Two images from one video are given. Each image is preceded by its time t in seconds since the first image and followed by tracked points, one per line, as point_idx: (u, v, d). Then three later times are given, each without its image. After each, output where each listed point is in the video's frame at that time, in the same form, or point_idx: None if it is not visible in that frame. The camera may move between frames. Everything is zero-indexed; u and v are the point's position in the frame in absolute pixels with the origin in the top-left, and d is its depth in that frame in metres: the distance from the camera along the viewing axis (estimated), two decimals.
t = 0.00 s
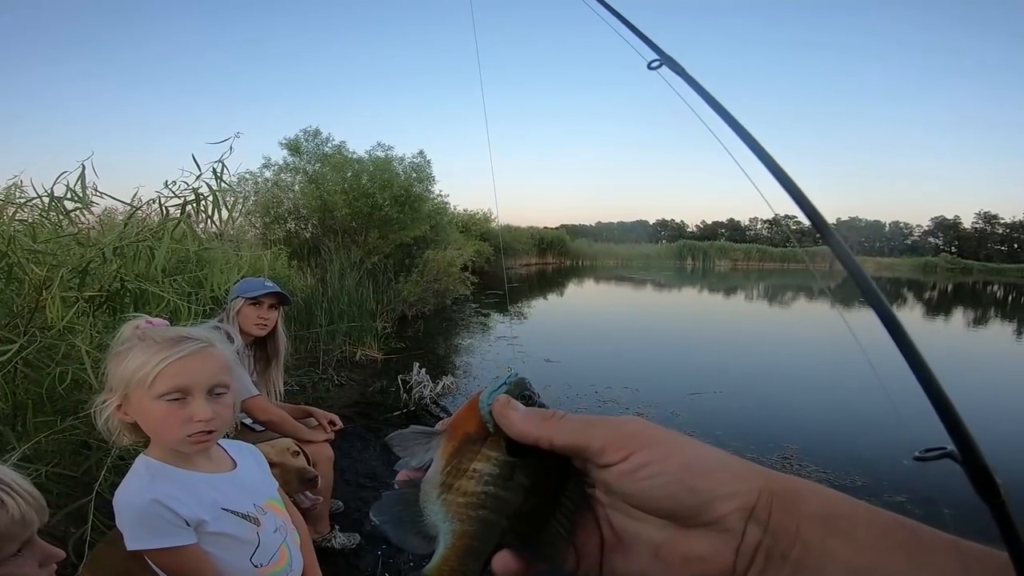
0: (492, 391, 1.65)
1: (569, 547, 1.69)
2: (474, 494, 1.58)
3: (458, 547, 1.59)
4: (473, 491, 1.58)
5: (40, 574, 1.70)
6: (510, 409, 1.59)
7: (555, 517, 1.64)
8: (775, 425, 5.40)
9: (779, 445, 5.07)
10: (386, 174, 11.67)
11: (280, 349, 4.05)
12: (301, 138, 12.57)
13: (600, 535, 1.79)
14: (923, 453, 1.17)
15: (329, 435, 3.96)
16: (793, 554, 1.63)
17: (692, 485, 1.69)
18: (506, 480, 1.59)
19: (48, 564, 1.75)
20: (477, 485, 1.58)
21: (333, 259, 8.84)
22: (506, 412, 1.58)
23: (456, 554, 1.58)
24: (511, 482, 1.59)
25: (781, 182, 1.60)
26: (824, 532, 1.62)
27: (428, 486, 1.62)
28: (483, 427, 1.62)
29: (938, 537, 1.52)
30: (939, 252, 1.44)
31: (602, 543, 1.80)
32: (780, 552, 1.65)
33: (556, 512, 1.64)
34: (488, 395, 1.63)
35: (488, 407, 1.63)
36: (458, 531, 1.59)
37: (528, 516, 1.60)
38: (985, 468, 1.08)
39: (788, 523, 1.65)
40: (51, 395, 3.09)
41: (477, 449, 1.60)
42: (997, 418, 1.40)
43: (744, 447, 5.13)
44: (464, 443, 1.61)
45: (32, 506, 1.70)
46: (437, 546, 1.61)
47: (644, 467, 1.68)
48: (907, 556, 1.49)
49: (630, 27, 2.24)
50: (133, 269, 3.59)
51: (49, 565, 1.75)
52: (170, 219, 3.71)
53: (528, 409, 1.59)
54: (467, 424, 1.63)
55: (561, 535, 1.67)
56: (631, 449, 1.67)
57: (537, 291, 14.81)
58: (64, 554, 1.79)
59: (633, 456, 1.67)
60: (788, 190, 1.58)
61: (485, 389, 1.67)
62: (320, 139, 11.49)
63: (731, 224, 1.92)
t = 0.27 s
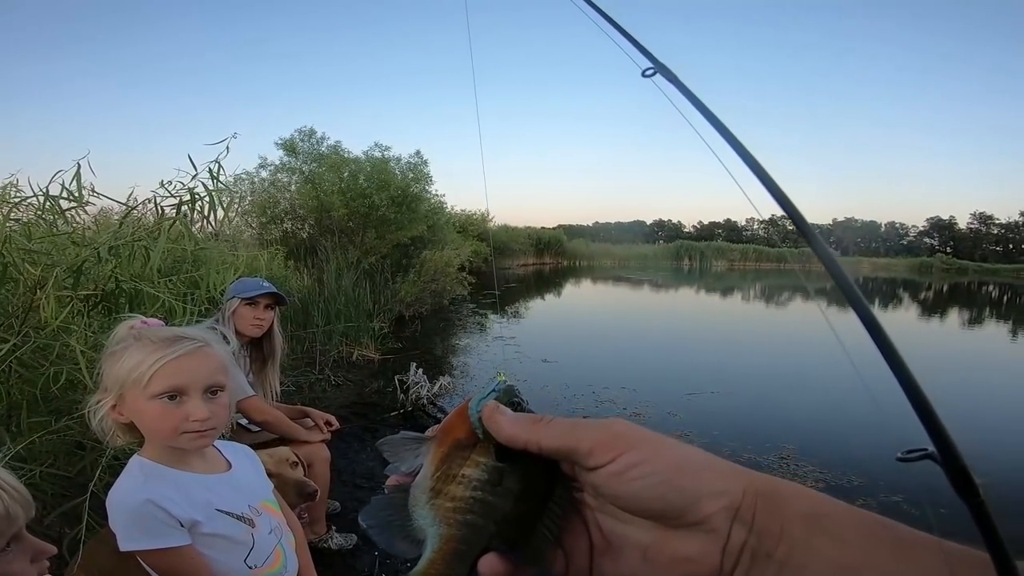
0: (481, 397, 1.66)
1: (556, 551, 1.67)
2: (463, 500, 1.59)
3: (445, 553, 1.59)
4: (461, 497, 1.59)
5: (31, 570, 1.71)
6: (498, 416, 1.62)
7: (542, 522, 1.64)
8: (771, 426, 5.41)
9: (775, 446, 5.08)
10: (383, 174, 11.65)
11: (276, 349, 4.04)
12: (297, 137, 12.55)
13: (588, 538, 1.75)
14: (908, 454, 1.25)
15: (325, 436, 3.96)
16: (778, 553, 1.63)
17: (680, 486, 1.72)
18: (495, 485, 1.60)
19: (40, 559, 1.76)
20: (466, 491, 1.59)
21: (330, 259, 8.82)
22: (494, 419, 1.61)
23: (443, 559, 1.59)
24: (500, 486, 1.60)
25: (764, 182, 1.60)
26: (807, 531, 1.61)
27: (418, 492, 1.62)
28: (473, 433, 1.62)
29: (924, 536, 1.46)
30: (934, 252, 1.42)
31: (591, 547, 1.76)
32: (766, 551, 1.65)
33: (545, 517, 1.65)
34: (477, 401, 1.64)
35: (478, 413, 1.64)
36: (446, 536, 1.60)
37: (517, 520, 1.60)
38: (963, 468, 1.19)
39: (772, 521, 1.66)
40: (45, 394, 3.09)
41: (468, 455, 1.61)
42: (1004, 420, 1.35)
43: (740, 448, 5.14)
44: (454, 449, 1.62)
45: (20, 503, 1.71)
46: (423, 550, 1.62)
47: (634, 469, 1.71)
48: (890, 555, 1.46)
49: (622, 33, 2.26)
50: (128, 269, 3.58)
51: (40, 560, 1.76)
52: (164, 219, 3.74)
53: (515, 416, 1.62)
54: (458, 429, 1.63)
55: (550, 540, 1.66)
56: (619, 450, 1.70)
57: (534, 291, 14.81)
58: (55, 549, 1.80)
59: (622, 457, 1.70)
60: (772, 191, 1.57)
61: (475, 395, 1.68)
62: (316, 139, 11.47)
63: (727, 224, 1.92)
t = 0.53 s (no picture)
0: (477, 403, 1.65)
1: (550, 554, 1.70)
2: (459, 504, 1.58)
3: (439, 556, 1.59)
4: (457, 501, 1.58)
5: (22, 567, 1.71)
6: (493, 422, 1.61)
7: (535, 526, 1.64)
8: (771, 424, 5.40)
9: (775, 445, 5.07)
10: (382, 173, 11.64)
11: (275, 349, 4.04)
12: (296, 137, 12.54)
13: (583, 543, 1.79)
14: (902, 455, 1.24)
15: (325, 436, 3.95)
16: (771, 556, 1.62)
17: (674, 489, 1.71)
18: (489, 490, 1.59)
19: (31, 555, 1.75)
20: (461, 495, 1.59)
21: (329, 259, 8.82)
22: (490, 425, 1.60)
23: (438, 563, 1.59)
24: (496, 490, 1.59)
25: (758, 185, 1.59)
26: (798, 533, 1.60)
27: (412, 498, 1.61)
28: (468, 437, 1.62)
29: (913, 539, 1.46)
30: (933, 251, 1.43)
31: (585, 552, 1.81)
32: (759, 554, 1.64)
33: (538, 522, 1.65)
34: (472, 406, 1.64)
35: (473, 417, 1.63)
36: (440, 541, 1.59)
37: (512, 523, 1.60)
38: (958, 469, 1.14)
39: (763, 523, 1.66)
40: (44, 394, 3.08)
41: (464, 458, 1.61)
42: (1004, 417, 1.37)
43: (740, 447, 5.13)
44: (450, 453, 1.61)
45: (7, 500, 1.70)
46: (418, 554, 1.61)
47: (628, 472, 1.70)
48: (879, 555, 1.46)
49: (618, 35, 2.26)
50: (126, 268, 3.57)
51: (32, 555, 1.75)
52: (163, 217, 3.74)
53: (511, 420, 1.61)
54: (453, 433, 1.63)
55: (541, 544, 1.67)
56: (613, 454, 1.69)
57: (534, 290, 14.80)
58: (47, 543, 1.80)
59: (618, 459, 1.69)
60: (766, 193, 1.56)
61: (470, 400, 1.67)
62: (315, 138, 11.46)
63: (727, 225, 1.93)
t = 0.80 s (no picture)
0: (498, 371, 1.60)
1: (545, 525, 1.75)
2: (461, 466, 1.56)
3: (434, 511, 1.58)
4: (460, 463, 1.56)
5: None
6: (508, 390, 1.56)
7: (533, 497, 1.62)
8: (771, 421, 5.39)
9: (775, 443, 5.07)
10: (381, 172, 11.63)
11: (274, 348, 4.04)
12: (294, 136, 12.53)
13: (582, 518, 1.89)
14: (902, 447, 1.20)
15: (324, 434, 3.95)
16: (771, 539, 1.63)
17: (674, 466, 1.73)
18: (496, 457, 1.56)
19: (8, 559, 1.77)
20: (466, 458, 1.56)
21: (328, 258, 8.81)
22: (505, 392, 1.56)
23: (433, 517, 1.58)
24: (500, 456, 1.56)
25: (760, 182, 1.57)
26: (799, 517, 1.60)
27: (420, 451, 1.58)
28: (482, 401, 1.57)
29: (917, 526, 1.45)
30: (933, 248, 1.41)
31: (584, 526, 1.90)
32: (758, 536, 1.65)
33: (536, 493, 1.62)
34: (490, 373, 1.59)
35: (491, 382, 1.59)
36: (437, 496, 1.58)
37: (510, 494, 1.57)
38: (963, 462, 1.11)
39: (764, 508, 1.66)
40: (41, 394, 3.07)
41: (474, 423, 1.57)
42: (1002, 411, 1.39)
43: (740, 445, 5.13)
44: (463, 415, 1.58)
45: None
46: (413, 507, 1.60)
47: (629, 447, 1.73)
48: (882, 542, 1.45)
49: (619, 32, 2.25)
50: (125, 268, 3.57)
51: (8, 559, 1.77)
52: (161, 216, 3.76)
53: (524, 390, 1.57)
54: (467, 397, 1.59)
55: (534, 514, 1.66)
56: (615, 428, 1.72)
57: (534, 289, 14.80)
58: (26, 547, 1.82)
59: (620, 433, 1.72)
60: (770, 192, 1.54)
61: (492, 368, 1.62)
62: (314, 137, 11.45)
63: (727, 223, 1.92)
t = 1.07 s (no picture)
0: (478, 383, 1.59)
1: (545, 533, 1.72)
2: (453, 482, 1.56)
3: (432, 530, 1.58)
4: (452, 479, 1.56)
5: None
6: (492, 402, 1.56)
7: (530, 508, 1.62)
8: (769, 419, 5.42)
9: (772, 440, 5.09)
10: (377, 170, 11.61)
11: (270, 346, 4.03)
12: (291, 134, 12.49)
13: (582, 525, 1.88)
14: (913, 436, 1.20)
15: (321, 432, 3.95)
16: (773, 537, 1.61)
17: (672, 467, 1.75)
18: (486, 469, 1.56)
19: None
20: (457, 473, 1.56)
21: (325, 255, 8.80)
22: (490, 403, 1.55)
23: (430, 538, 1.58)
24: (493, 468, 1.56)
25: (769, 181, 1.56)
26: (799, 515, 1.60)
27: (408, 471, 1.57)
28: (468, 413, 1.58)
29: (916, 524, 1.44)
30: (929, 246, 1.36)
31: (584, 533, 1.89)
32: (761, 535, 1.62)
33: (532, 504, 1.62)
34: (473, 384, 1.59)
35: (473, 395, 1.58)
36: (432, 515, 1.58)
37: (506, 503, 1.57)
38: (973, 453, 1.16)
39: (765, 506, 1.64)
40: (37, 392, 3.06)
41: (461, 436, 1.57)
42: (1006, 410, 1.36)
43: (737, 442, 5.15)
44: (449, 429, 1.57)
45: None
46: (409, 530, 1.59)
47: (626, 449, 1.76)
48: (880, 539, 1.44)
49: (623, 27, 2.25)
50: (120, 266, 3.56)
51: None
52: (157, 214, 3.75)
53: (511, 399, 1.57)
54: (453, 409, 1.58)
55: (535, 524, 1.66)
56: (611, 431, 1.75)
57: (532, 286, 14.81)
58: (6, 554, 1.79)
59: (615, 436, 1.75)
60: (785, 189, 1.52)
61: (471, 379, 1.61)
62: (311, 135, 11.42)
63: (725, 220, 1.92)
